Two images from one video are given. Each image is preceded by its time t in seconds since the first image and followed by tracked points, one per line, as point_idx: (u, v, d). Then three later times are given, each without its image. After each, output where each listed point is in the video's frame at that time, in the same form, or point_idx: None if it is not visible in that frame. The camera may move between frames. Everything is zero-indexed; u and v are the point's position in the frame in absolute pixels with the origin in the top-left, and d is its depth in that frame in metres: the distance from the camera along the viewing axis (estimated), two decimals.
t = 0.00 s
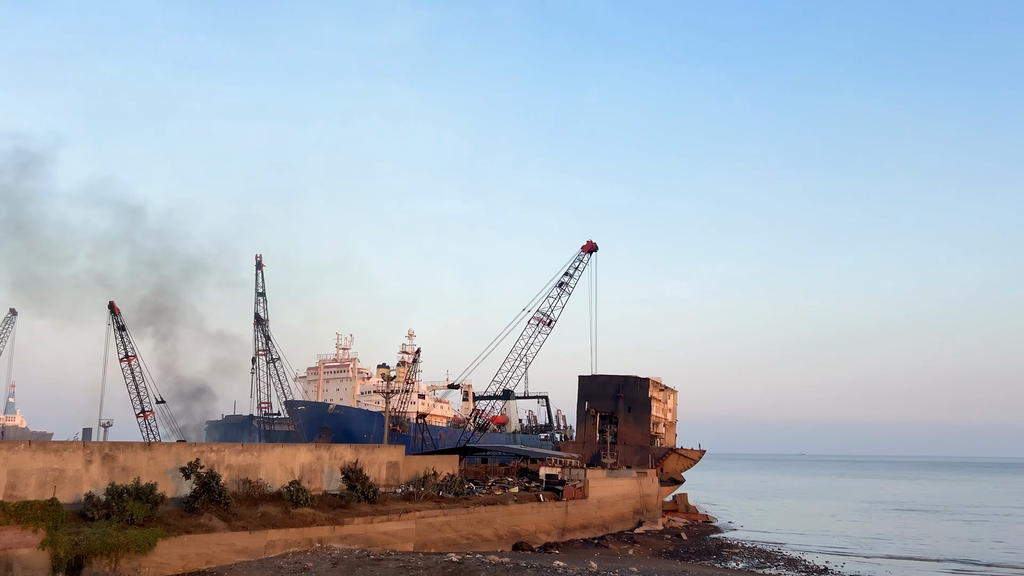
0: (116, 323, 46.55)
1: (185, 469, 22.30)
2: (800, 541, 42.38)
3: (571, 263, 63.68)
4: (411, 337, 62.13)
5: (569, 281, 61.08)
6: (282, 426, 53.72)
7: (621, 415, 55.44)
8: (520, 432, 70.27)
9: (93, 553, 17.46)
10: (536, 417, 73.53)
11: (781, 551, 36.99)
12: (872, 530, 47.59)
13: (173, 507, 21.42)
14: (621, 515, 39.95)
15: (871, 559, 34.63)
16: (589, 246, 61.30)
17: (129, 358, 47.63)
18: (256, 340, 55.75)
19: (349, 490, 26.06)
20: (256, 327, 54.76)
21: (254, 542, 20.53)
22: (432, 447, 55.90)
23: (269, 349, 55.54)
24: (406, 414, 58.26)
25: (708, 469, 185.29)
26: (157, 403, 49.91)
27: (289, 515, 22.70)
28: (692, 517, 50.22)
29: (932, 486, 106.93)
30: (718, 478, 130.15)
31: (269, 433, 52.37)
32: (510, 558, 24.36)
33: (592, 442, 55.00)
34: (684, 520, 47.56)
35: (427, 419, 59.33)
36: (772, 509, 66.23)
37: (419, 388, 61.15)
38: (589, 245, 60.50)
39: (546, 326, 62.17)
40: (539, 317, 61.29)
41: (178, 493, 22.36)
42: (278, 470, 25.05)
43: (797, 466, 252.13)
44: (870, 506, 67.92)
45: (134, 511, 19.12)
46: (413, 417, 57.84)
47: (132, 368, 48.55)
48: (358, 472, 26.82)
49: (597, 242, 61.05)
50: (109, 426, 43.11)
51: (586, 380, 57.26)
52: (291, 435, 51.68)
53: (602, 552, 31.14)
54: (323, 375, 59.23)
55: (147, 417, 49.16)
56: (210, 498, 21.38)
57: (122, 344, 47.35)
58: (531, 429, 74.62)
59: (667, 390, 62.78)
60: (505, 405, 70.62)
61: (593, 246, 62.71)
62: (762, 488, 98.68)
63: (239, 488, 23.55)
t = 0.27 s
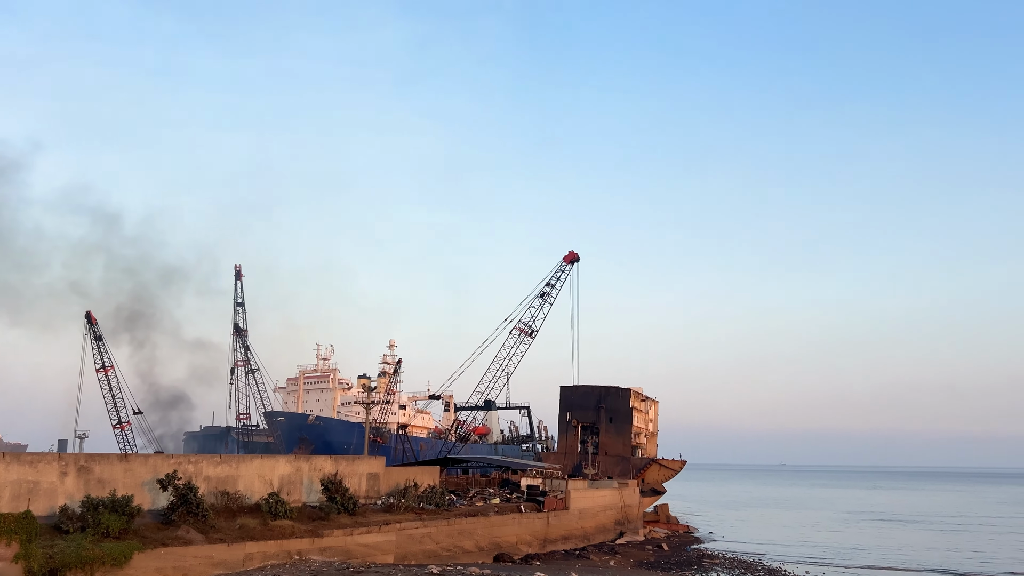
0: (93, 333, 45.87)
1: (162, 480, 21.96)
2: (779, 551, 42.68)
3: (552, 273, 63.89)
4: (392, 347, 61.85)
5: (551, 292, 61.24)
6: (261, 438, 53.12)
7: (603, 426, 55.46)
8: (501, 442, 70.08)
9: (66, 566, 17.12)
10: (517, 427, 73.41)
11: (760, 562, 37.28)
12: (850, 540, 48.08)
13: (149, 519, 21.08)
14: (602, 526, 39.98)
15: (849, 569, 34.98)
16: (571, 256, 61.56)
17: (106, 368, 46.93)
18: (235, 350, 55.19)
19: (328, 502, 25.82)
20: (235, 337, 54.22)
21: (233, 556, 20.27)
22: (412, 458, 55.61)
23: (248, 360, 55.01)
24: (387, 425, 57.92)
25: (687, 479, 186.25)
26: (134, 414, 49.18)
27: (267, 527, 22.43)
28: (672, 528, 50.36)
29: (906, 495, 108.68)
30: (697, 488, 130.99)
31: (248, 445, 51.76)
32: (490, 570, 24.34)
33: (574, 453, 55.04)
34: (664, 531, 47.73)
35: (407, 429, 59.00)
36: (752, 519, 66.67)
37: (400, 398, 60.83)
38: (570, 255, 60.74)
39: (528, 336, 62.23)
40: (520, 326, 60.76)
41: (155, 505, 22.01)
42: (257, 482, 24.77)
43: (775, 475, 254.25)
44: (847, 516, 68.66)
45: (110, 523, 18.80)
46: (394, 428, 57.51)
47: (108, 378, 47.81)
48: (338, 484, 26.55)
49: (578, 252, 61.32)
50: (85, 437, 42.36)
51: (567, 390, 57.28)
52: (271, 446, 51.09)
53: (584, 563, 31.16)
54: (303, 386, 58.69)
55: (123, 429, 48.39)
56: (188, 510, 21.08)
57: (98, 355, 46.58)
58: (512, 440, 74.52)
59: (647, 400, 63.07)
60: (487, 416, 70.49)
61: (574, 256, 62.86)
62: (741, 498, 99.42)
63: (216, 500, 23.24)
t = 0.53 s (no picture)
0: (74, 342, 45.28)
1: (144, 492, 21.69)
2: (763, 561, 42.80)
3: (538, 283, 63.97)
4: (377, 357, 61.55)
5: (537, 301, 61.29)
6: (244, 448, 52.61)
7: (588, 436, 55.46)
8: (486, 452, 69.83)
9: None
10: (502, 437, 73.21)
11: (745, 572, 37.34)
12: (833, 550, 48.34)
13: (130, 531, 20.78)
14: (587, 536, 39.90)
15: None
16: (557, 266, 61.65)
17: (87, 378, 46.33)
18: (218, 359, 54.69)
19: (312, 513, 25.59)
20: (218, 347, 53.74)
21: (215, 568, 20.00)
22: (397, 469, 55.27)
23: (232, 369, 54.51)
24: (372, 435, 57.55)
25: (673, 489, 186.45)
26: (115, 424, 48.56)
27: (250, 539, 22.19)
28: (658, 538, 50.37)
29: (888, 504, 109.62)
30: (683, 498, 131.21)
31: (231, 455, 51.23)
32: None
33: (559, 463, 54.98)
34: (650, 541, 47.72)
35: (392, 440, 58.65)
36: (736, 528, 66.84)
37: (385, 409, 60.50)
38: (556, 265, 60.82)
39: (514, 346, 62.17)
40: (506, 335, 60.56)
41: (136, 517, 21.71)
42: (240, 493, 24.52)
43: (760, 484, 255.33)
44: (830, 525, 69.03)
45: (90, 535, 18.52)
46: (379, 438, 57.14)
47: (89, 389, 47.19)
48: (322, 494, 26.30)
49: (564, 262, 61.40)
50: (64, 448, 41.73)
51: (553, 400, 57.24)
52: (254, 457, 50.58)
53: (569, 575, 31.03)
54: (287, 396, 58.20)
55: (104, 439, 47.74)
56: (170, 522, 20.78)
57: (78, 365, 45.96)
58: (498, 450, 74.29)
59: (633, 410, 63.18)
60: (472, 426, 70.25)
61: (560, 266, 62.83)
62: (726, 508, 99.79)
63: (199, 512, 22.96)
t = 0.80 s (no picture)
0: (64, 351, 44.93)
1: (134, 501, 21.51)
2: (755, 569, 42.84)
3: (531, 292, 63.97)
4: (370, 366, 61.33)
5: (530, 310, 61.31)
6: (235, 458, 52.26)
7: (581, 445, 55.38)
8: (478, 461, 69.60)
9: None
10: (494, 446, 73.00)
11: None
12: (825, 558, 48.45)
13: (120, 541, 20.59)
14: (579, 545, 39.77)
15: None
16: (549, 274, 61.70)
17: (76, 388, 45.98)
18: (209, 368, 54.39)
19: (303, 523, 25.43)
20: (209, 356, 53.45)
21: None
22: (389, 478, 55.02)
23: (223, 378, 54.19)
24: (363, 445, 57.29)
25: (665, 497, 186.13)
26: (105, 434, 48.17)
27: (241, 549, 22.02)
28: (650, 547, 50.29)
29: (879, 513, 109.96)
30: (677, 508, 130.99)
31: (221, 465, 50.88)
32: None
33: (552, 472, 54.85)
34: (642, 551, 47.65)
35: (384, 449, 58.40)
36: (728, 537, 66.82)
37: (377, 418, 60.27)
38: (548, 273, 60.86)
39: (506, 355, 62.12)
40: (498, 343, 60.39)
41: (126, 527, 21.51)
42: (231, 502, 24.35)
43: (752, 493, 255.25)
44: (822, 533, 69.14)
45: (79, 546, 18.33)
46: (370, 447, 56.90)
47: (78, 398, 46.77)
48: (313, 504, 26.14)
49: (557, 270, 61.41)
50: (53, 458, 41.33)
51: (546, 409, 57.15)
52: (245, 466, 50.25)
53: None
54: (278, 405, 57.89)
55: (93, 449, 47.31)
56: (160, 532, 20.60)
57: (67, 374, 45.57)
58: (490, 459, 74.08)
59: (625, 418, 63.19)
60: (464, 435, 70.07)
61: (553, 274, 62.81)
62: (718, 516, 99.85)
63: (189, 522, 22.78)
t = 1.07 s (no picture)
0: (63, 359, 44.88)
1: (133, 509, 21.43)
2: None
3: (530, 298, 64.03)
4: (369, 372, 61.29)
5: (529, 316, 61.32)
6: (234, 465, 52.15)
7: (580, 452, 55.29)
8: (477, 468, 69.47)
9: None
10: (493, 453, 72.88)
11: None
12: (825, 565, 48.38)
13: (119, 549, 20.51)
14: (579, 552, 39.67)
15: None
16: (549, 280, 61.75)
17: (75, 395, 45.90)
18: (209, 375, 54.32)
19: (303, 530, 25.36)
20: (209, 363, 53.40)
21: None
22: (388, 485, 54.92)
23: (222, 386, 54.11)
24: (363, 451, 57.20)
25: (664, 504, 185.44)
26: (104, 441, 48.06)
27: (241, 556, 21.94)
28: (650, 553, 50.16)
29: (880, 519, 109.51)
30: (677, 514, 130.60)
31: (221, 472, 50.76)
32: None
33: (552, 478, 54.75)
34: (642, 558, 47.51)
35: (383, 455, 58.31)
36: (728, 544, 66.65)
37: (376, 424, 60.19)
38: (548, 280, 60.88)
39: (506, 361, 62.09)
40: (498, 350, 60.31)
41: (125, 534, 21.43)
42: (230, 510, 24.29)
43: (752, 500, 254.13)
44: (823, 540, 68.97)
45: (79, 553, 18.25)
46: (370, 454, 56.81)
47: (77, 405, 46.70)
48: (313, 511, 26.06)
49: (556, 277, 61.43)
50: (52, 466, 41.18)
51: (545, 415, 57.08)
52: (244, 473, 50.15)
53: None
54: (278, 411, 57.81)
55: (93, 457, 47.19)
56: (160, 539, 20.53)
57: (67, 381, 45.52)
58: (490, 465, 73.95)
59: (625, 425, 63.14)
60: (464, 441, 69.98)
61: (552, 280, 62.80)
62: (719, 523, 99.48)
63: (189, 529, 22.71)
